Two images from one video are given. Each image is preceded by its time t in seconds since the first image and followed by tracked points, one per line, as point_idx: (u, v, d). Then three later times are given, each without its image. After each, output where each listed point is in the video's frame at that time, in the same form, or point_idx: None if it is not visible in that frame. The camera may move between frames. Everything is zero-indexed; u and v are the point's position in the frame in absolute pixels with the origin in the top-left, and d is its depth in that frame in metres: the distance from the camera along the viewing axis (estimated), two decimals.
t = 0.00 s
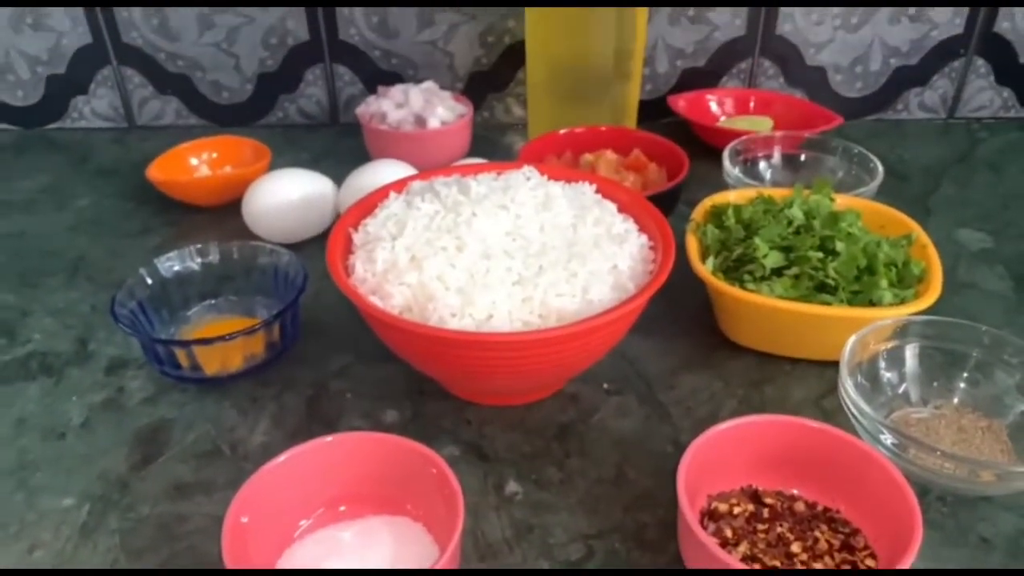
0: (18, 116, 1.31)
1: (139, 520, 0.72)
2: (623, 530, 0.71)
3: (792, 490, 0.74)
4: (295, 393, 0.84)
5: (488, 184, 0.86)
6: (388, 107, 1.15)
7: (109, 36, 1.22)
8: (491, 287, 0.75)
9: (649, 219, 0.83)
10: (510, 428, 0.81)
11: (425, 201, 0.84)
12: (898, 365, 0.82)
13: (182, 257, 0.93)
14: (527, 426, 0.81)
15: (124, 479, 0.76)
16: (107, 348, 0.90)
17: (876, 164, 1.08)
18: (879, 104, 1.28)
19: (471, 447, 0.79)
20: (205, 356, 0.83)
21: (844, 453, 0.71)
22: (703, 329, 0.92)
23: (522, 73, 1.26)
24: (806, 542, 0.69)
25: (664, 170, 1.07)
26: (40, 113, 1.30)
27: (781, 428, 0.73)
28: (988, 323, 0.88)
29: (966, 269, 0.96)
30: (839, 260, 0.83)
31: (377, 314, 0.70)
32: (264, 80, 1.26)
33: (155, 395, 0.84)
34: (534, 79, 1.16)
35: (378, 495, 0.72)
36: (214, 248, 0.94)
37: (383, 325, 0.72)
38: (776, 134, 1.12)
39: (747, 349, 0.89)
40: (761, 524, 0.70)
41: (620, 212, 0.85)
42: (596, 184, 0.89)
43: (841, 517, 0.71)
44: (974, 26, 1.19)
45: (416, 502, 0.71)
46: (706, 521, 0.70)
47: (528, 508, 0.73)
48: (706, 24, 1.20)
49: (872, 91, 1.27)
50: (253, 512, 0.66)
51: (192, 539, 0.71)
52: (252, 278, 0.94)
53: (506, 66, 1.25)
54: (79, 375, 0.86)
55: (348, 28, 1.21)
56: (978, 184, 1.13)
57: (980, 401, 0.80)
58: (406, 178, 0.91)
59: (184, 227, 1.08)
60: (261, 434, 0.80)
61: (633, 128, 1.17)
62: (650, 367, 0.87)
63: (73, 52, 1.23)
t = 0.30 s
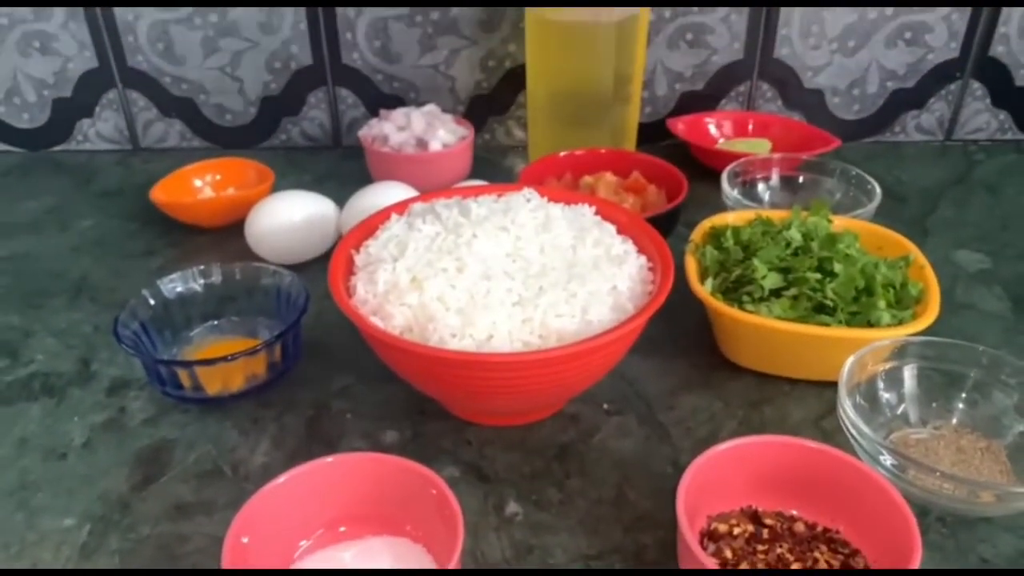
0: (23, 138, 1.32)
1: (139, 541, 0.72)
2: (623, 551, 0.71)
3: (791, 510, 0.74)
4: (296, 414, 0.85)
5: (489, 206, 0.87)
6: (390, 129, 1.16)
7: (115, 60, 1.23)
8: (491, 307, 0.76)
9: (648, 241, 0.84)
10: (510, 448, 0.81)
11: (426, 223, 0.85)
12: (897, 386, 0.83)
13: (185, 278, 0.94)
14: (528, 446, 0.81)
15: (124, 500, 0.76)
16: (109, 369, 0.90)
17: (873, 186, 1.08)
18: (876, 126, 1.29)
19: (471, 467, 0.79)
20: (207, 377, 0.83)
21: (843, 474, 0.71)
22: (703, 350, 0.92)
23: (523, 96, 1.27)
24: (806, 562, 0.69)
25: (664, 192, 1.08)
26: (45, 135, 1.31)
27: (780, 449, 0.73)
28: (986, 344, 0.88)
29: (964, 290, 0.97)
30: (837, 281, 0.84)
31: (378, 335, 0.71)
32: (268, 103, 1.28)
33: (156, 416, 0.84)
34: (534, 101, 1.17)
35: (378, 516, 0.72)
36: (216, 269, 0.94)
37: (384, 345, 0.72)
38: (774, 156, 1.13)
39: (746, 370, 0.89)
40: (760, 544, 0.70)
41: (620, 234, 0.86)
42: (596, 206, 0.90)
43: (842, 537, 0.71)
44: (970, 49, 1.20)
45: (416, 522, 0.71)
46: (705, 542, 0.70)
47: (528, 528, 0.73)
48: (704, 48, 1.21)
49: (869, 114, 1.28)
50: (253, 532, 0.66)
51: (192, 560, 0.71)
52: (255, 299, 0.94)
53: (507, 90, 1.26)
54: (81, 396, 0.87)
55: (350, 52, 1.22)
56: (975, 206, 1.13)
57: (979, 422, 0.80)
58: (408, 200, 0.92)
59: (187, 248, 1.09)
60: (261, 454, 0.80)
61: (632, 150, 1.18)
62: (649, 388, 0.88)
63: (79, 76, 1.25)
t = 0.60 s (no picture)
0: (26, 150, 1.32)
1: (139, 551, 0.72)
2: (622, 562, 0.71)
3: (790, 522, 0.75)
4: (297, 424, 0.85)
5: (490, 218, 0.88)
6: (391, 142, 1.17)
7: (118, 72, 1.24)
8: (491, 318, 0.76)
9: (647, 253, 0.85)
10: (510, 459, 0.81)
11: (427, 235, 0.85)
12: (895, 397, 0.83)
13: (186, 289, 0.94)
14: (527, 457, 0.81)
15: (124, 510, 0.76)
16: (110, 379, 0.90)
17: (870, 199, 1.09)
18: (873, 140, 1.30)
19: (472, 478, 0.79)
20: (208, 388, 0.83)
21: (841, 485, 0.72)
22: (702, 362, 0.93)
23: (522, 109, 1.28)
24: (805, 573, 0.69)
25: (662, 205, 1.09)
26: (47, 147, 1.32)
27: (779, 460, 0.73)
28: (983, 356, 0.89)
29: (961, 303, 0.97)
30: (834, 293, 0.84)
31: (379, 346, 0.71)
32: (269, 116, 1.28)
33: (157, 426, 0.85)
34: (534, 114, 1.18)
35: (379, 527, 0.72)
36: (218, 280, 0.95)
37: (385, 356, 0.72)
38: (772, 169, 1.14)
39: (745, 381, 0.89)
40: (759, 556, 0.70)
41: (619, 246, 0.87)
42: (595, 218, 0.90)
43: (840, 548, 0.72)
44: (965, 64, 1.22)
45: (417, 532, 0.71)
46: (705, 553, 0.70)
47: (528, 539, 0.73)
48: (702, 62, 1.23)
49: (866, 128, 1.29)
50: (254, 542, 0.67)
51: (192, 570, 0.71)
52: (256, 310, 0.95)
53: (507, 103, 1.27)
54: (82, 407, 0.87)
55: (351, 65, 1.23)
56: (972, 219, 1.14)
57: (977, 433, 0.81)
58: (409, 212, 0.92)
59: (188, 260, 1.09)
60: (262, 464, 0.80)
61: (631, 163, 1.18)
62: (649, 399, 0.88)
63: (82, 88, 1.26)
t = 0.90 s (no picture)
0: (27, 167, 1.33)
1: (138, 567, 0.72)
2: None
3: (787, 537, 0.74)
4: (296, 441, 0.85)
5: (488, 235, 0.88)
6: (390, 160, 1.18)
7: (120, 89, 1.25)
8: (490, 334, 0.77)
9: (645, 269, 0.85)
10: (508, 475, 0.81)
11: (426, 251, 0.86)
12: (891, 414, 0.84)
13: (186, 305, 0.94)
14: (526, 473, 0.82)
15: (123, 526, 0.76)
16: (110, 396, 0.90)
17: (866, 217, 1.10)
18: (869, 158, 1.31)
19: (470, 495, 0.79)
20: (207, 404, 0.84)
21: (837, 499, 0.72)
22: (699, 378, 0.93)
23: (521, 127, 1.29)
24: None
25: (660, 222, 1.10)
26: (48, 164, 1.33)
27: (775, 476, 0.74)
28: (979, 373, 0.89)
29: (957, 320, 0.98)
30: (830, 310, 0.85)
31: (379, 361, 0.72)
32: (269, 133, 1.29)
33: (156, 442, 0.85)
34: (532, 132, 1.19)
35: (377, 543, 0.72)
36: (218, 297, 0.95)
37: (383, 372, 0.73)
38: (768, 188, 1.15)
39: (742, 398, 0.90)
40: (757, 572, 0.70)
41: (617, 263, 0.87)
42: (593, 236, 0.91)
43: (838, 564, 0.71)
44: (960, 82, 1.23)
45: (415, 549, 0.71)
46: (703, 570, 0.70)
47: (526, 555, 0.74)
48: (699, 81, 1.24)
49: (862, 146, 1.30)
50: (252, 558, 0.67)
51: None
52: (256, 326, 0.95)
53: (505, 121, 1.28)
54: (81, 423, 0.87)
55: (351, 84, 1.24)
56: (967, 236, 1.15)
57: (973, 450, 0.81)
58: (408, 229, 0.93)
59: (187, 277, 1.10)
60: (261, 481, 0.80)
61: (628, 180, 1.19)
62: (647, 415, 0.88)
63: (83, 106, 1.27)
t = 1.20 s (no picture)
0: (32, 187, 1.35)
1: None
2: None
3: (783, 554, 0.74)
4: (296, 458, 0.86)
5: (488, 253, 0.89)
6: (391, 179, 1.19)
7: (124, 110, 1.27)
8: (488, 352, 0.77)
9: (643, 288, 0.86)
10: (507, 492, 0.82)
11: (426, 270, 0.87)
12: (888, 431, 0.84)
13: (188, 322, 0.95)
14: (525, 490, 0.82)
15: (124, 543, 0.76)
16: (112, 413, 0.91)
17: (863, 235, 1.11)
18: (866, 177, 1.32)
19: (470, 512, 0.80)
20: (208, 421, 0.84)
21: (832, 514, 0.73)
22: (698, 395, 0.93)
23: (521, 146, 1.30)
24: None
25: (658, 240, 1.11)
26: (53, 184, 1.34)
27: (770, 492, 0.74)
28: (976, 390, 0.90)
29: (954, 337, 0.98)
30: (827, 328, 0.86)
31: (378, 379, 0.72)
32: (272, 153, 1.30)
33: (157, 459, 0.85)
34: (532, 152, 1.20)
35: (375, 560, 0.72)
36: (220, 315, 0.96)
37: (383, 389, 0.73)
38: (766, 206, 1.16)
39: (740, 415, 0.90)
40: None
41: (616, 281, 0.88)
42: (592, 254, 0.92)
43: None
44: (955, 102, 1.24)
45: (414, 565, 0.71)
46: None
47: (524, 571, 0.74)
48: (697, 101, 1.25)
49: (859, 165, 1.31)
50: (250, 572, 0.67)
51: None
52: (258, 344, 0.96)
53: (506, 141, 1.29)
54: (83, 440, 0.88)
55: (353, 105, 1.26)
56: (964, 254, 1.16)
57: (970, 467, 0.81)
58: (408, 247, 0.94)
59: (190, 295, 1.10)
60: (261, 498, 0.81)
61: (627, 199, 1.20)
62: (646, 433, 0.89)
63: (88, 127, 1.28)
